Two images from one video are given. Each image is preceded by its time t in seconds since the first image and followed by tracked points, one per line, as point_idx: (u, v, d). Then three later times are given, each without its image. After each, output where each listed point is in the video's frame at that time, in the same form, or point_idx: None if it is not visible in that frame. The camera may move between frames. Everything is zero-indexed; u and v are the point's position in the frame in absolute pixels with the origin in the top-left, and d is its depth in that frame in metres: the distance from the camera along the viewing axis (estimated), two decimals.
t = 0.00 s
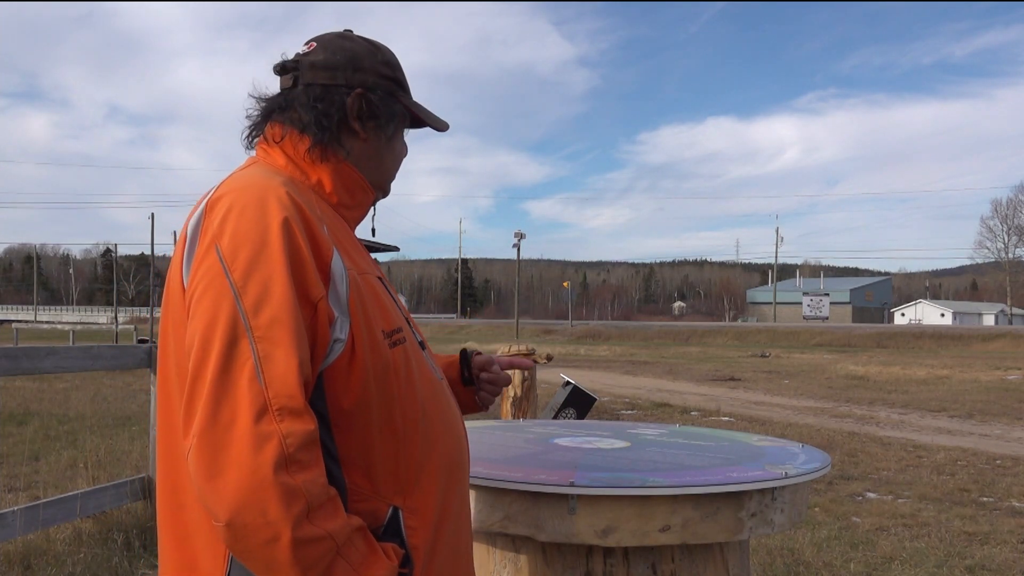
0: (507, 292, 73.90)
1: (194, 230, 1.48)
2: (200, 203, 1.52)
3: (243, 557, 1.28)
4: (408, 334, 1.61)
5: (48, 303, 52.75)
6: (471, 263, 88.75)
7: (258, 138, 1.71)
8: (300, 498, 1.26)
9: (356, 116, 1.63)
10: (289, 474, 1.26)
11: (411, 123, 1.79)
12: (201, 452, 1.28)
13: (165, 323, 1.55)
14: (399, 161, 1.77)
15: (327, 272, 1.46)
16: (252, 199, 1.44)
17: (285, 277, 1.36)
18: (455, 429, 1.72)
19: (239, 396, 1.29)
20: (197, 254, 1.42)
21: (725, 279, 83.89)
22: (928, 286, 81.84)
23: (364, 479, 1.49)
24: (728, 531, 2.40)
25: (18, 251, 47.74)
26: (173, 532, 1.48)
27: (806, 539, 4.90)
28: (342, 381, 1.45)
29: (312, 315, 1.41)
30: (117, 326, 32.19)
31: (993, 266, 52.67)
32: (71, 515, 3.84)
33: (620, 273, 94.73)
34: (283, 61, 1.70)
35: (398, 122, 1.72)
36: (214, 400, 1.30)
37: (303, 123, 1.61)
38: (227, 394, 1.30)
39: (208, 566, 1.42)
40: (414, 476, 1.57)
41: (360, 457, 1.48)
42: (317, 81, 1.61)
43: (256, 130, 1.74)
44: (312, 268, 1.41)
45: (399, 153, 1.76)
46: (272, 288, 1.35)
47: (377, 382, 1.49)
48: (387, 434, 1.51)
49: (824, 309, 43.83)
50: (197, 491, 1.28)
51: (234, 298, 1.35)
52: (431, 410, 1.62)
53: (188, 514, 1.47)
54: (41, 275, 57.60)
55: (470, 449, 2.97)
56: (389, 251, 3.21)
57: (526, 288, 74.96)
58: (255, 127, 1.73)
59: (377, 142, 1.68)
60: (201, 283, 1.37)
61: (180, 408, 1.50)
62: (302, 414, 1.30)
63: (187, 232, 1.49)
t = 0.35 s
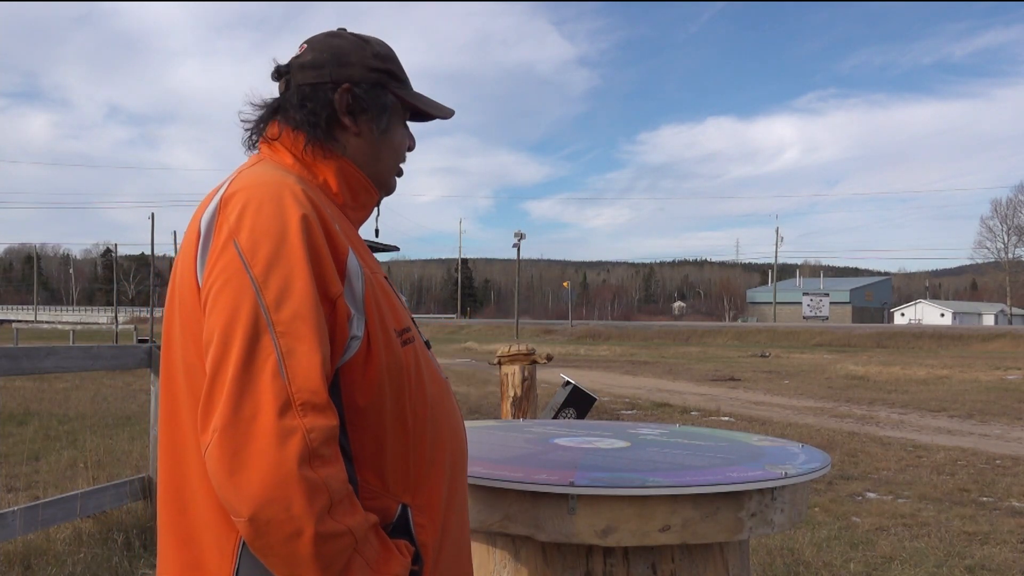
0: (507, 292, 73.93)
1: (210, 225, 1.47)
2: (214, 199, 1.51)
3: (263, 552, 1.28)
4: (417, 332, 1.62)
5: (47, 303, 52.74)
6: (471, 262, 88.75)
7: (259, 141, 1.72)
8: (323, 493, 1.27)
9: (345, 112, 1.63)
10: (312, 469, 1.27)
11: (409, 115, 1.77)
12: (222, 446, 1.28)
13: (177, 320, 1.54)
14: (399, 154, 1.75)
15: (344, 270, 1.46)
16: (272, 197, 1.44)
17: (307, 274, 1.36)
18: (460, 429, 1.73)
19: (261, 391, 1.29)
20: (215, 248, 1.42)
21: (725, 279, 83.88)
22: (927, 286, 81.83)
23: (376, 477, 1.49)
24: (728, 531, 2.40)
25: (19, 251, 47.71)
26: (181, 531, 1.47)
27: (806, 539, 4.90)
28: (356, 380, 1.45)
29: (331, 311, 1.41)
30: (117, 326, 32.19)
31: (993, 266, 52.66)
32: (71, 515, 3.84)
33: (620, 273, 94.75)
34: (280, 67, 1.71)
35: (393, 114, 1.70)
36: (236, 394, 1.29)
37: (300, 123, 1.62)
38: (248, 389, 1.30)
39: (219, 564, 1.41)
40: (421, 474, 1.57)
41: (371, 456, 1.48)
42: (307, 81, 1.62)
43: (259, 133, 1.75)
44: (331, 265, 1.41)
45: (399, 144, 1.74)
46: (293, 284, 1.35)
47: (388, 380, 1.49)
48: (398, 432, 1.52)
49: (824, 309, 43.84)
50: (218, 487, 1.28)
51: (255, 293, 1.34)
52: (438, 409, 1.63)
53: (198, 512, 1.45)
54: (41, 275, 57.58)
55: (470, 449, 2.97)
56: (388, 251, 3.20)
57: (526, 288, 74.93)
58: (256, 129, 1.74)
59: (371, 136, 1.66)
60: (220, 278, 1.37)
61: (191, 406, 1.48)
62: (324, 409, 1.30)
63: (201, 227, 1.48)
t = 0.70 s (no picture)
0: (506, 292, 73.92)
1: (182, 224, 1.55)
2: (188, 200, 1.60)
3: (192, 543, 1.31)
4: (394, 332, 1.58)
5: (47, 303, 52.71)
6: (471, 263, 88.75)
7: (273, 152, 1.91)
8: (244, 490, 1.27)
9: (304, 100, 1.72)
10: (235, 464, 1.28)
11: (388, 93, 1.73)
12: (160, 436, 1.33)
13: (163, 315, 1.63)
14: (374, 132, 1.71)
15: (300, 267, 1.48)
16: (230, 197, 1.48)
17: (251, 270, 1.39)
18: (448, 434, 1.69)
19: (197, 384, 1.33)
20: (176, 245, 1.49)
21: (725, 279, 83.89)
22: (927, 286, 81.84)
23: (332, 477, 1.48)
24: (729, 531, 2.40)
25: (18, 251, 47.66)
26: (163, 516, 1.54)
27: (806, 539, 4.90)
28: (311, 377, 1.45)
29: (281, 308, 1.42)
30: (116, 326, 32.22)
31: (993, 266, 52.66)
32: (71, 515, 3.84)
33: (620, 273, 94.75)
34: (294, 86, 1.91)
35: (356, 93, 1.70)
36: (175, 386, 1.34)
37: (280, 123, 1.78)
38: (186, 380, 1.34)
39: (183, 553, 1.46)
40: (386, 476, 1.54)
41: (330, 454, 1.48)
42: (287, 84, 1.78)
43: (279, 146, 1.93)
44: (282, 264, 1.43)
45: (372, 122, 1.71)
46: (236, 280, 1.38)
47: (347, 378, 1.47)
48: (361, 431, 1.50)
49: (824, 309, 43.85)
50: (157, 474, 1.33)
51: (202, 287, 1.39)
52: (413, 410, 1.58)
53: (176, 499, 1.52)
54: (41, 275, 57.55)
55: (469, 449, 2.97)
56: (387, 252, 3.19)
57: (526, 288, 74.94)
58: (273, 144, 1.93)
59: (331, 117, 1.70)
60: (176, 274, 1.43)
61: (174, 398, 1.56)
62: (255, 405, 1.31)
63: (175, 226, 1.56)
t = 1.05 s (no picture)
0: (506, 292, 73.92)
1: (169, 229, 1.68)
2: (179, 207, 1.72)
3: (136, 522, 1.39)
4: (361, 325, 1.55)
5: (47, 303, 52.67)
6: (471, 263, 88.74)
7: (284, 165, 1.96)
8: (167, 473, 1.33)
9: (298, 106, 1.77)
10: (162, 449, 1.34)
11: (376, 91, 1.75)
12: (113, 420, 1.44)
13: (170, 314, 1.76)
14: (361, 129, 1.72)
15: (253, 263, 1.52)
16: (195, 199, 1.58)
17: (194, 266, 1.45)
18: (433, 432, 1.62)
19: (140, 372, 1.42)
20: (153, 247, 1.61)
21: (725, 279, 83.88)
22: (927, 286, 81.84)
23: (287, 468, 1.49)
24: (729, 530, 2.39)
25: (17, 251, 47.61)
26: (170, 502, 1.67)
27: (806, 539, 4.89)
28: (258, 368, 1.47)
29: (226, 302, 1.47)
30: (116, 326, 32.20)
31: (993, 266, 52.65)
32: (71, 515, 3.84)
33: (620, 273, 94.77)
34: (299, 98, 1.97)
35: (343, 94, 1.73)
36: (125, 375, 1.44)
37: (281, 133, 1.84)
38: (134, 368, 1.44)
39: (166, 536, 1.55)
40: (343, 470, 1.49)
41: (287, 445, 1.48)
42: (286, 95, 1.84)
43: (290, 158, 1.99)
44: (227, 259, 1.48)
45: (360, 120, 1.72)
46: (181, 276, 1.45)
47: (295, 371, 1.47)
48: (314, 424, 1.48)
49: (824, 309, 43.85)
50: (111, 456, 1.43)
51: (156, 283, 1.48)
52: (379, 404, 1.52)
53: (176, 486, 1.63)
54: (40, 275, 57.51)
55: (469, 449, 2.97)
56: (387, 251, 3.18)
57: (526, 288, 74.93)
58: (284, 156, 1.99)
59: (319, 120, 1.74)
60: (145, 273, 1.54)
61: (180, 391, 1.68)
62: (184, 393, 1.36)
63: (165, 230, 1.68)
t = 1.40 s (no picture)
0: (506, 292, 73.91)
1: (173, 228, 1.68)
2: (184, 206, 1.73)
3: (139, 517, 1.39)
4: (363, 324, 1.55)
5: (47, 303, 52.67)
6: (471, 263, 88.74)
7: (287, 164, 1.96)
8: (171, 468, 1.33)
9: (301, 107, 1.77)
10: (166, 445, 1.34)
11: (378, 92, 1.75)
12: (118, 417, 1.44)
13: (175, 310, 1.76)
14: (363, 130, 1.72)
15: (257, 261, 1.52)
16: (200, 200, 1.58)
17: (199, 264, 1.46)
18: (434, 431, 1.63)
19: (144, 370, 1.42)
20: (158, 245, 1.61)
21: (725, 279, 83.85)
22: (926, 286, 81.84)
23: (288, 466, 1.49)
24: (728, 531, 2.40)
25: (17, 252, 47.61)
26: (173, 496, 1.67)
27: (806, 539, 4.90)
28: (260, 367, 1.48)
29: (229, 301, 1.47)
30: (115, 326, 32.23)
31: (993, 266, 52.62)
32: (71, 515, 3.84)
33: (620, 273, 94.78)
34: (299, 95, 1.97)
35: (345, 95, 1.73)
36: (129, 374, 1.45)
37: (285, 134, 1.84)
38: (139, 366, 1.44)
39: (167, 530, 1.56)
40: (344, 467, 1.49)
41: (288, 443, 1.48)
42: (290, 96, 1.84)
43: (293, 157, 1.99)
44: (231, 259, 1.48)
45: (361, 121, 1.72)
46: (185, 275, 1.46)
47: (297, 370, 1.47)
48: (315, 422, 1.48)
49: (824, 309, 43.84)
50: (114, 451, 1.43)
51: (161, 282, 1.49)
52: (381, 403, 1.53)
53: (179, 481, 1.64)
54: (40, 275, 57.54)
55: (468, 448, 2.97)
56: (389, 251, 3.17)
57: (526, 288, 74.95)
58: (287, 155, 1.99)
59: (321, 122, 1.74)
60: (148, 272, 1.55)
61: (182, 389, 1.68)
62: (187, 391, 1.37)
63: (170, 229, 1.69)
